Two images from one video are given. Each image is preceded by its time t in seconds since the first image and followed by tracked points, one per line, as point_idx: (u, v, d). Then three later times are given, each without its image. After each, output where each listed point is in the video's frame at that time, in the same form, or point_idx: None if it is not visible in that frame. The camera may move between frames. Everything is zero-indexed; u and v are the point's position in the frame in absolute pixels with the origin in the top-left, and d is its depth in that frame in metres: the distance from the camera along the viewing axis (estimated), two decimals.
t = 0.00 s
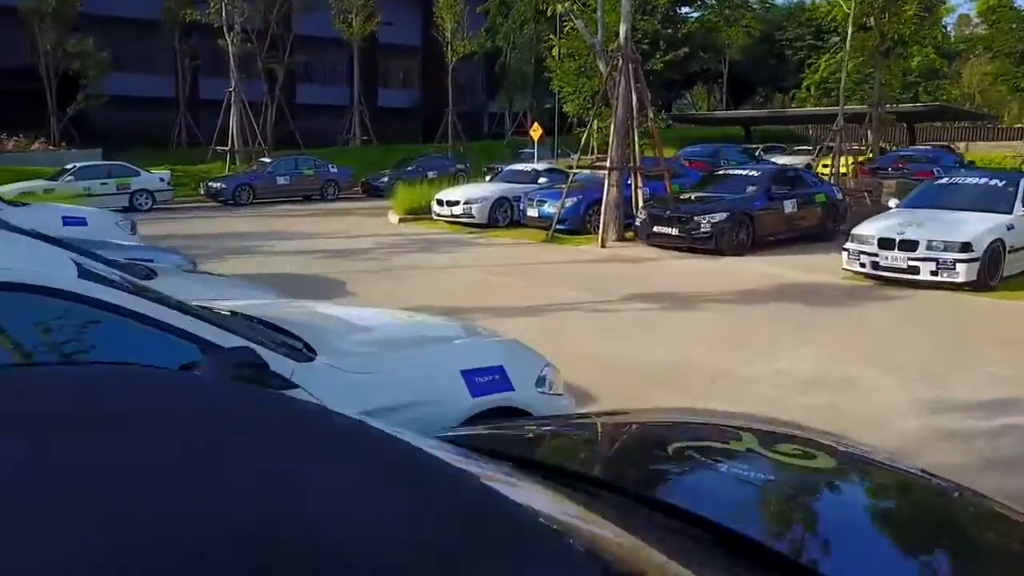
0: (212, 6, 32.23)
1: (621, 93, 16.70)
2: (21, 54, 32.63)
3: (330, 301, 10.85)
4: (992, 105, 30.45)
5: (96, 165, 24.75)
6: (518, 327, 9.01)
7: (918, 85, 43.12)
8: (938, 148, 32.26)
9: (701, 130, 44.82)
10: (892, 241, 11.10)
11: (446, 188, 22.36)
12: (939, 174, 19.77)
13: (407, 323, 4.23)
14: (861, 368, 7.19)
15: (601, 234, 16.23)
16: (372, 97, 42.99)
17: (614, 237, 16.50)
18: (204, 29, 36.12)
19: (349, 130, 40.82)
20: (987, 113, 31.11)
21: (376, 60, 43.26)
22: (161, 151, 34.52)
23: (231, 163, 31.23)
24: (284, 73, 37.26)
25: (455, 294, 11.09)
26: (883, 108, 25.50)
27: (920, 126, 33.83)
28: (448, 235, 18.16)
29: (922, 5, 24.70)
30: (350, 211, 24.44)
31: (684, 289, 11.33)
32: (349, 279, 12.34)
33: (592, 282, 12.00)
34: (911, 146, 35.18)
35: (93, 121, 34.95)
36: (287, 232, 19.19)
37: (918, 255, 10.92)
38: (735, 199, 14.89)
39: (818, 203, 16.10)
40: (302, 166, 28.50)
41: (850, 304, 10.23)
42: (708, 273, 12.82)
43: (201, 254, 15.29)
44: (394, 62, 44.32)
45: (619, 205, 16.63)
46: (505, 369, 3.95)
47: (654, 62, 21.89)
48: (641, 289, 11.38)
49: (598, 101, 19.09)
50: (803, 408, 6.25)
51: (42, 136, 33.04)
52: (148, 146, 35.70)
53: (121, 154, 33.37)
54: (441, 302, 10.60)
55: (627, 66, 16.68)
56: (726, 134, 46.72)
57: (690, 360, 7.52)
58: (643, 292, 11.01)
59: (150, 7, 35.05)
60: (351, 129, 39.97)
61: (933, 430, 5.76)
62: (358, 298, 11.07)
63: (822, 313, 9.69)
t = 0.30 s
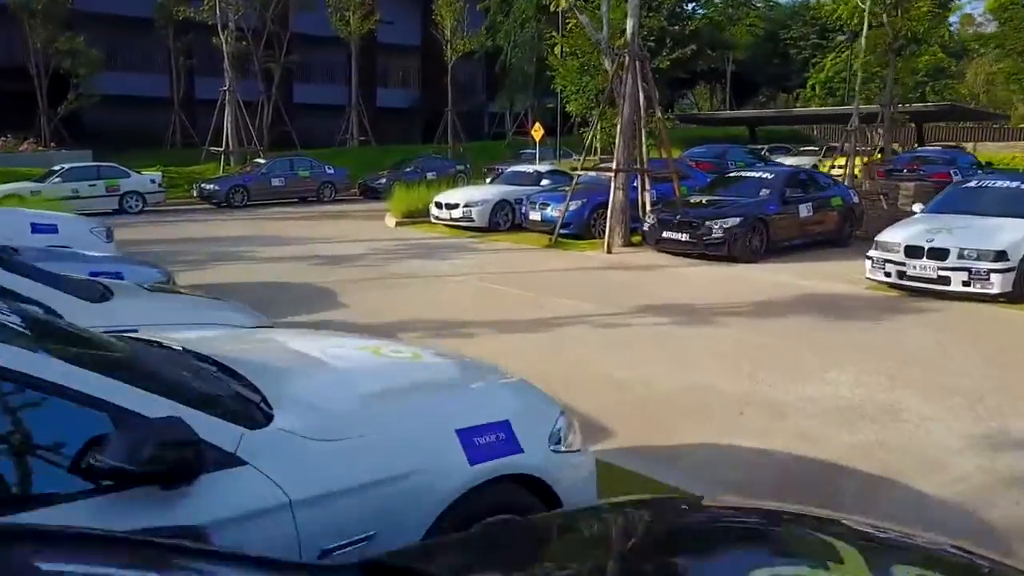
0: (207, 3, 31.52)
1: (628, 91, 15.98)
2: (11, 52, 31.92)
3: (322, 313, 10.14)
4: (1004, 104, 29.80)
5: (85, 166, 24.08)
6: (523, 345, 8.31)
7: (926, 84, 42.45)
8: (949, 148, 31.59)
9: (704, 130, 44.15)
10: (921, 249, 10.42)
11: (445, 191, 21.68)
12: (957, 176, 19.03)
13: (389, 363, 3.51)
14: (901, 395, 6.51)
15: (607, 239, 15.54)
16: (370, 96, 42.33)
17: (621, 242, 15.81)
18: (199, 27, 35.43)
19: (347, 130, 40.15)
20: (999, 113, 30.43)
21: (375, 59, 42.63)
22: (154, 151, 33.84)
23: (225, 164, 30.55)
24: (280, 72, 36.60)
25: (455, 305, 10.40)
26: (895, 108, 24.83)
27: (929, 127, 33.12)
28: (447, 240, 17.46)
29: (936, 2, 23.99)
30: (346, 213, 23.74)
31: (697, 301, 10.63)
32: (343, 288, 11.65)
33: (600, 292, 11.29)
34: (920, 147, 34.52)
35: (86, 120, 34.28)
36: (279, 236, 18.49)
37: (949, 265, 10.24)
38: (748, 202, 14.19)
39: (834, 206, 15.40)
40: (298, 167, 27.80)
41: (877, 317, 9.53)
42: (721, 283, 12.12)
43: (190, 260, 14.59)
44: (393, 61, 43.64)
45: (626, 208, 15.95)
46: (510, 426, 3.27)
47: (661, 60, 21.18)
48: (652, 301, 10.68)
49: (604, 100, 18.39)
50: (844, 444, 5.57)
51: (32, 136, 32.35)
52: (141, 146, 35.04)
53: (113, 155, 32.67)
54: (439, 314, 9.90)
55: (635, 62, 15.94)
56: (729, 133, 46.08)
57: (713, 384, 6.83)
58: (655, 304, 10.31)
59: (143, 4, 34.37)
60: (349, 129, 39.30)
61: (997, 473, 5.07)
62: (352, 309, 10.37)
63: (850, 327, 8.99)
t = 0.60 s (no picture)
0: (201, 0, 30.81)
1: (636, 91, 15.26)
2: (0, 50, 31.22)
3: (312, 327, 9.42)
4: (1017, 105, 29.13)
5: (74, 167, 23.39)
6: (528, 365, 7.59)
7: (933, 84, 41.78)
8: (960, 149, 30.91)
9: (707, 130, 43.47)
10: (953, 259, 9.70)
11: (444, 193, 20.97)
12: (975, 178, 18.34)
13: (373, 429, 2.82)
14: (955, 430, 5.79)
15: (614, 244, 14.82)
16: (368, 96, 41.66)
17: (627, 248, 15.10)
18: (193, 26, 34.74)
19: (344, 130, 39.47)
20: (1011, 113, 29.75)
21: (373, 58, 41.98)
22: (147, 152, 33.15)
23: (219, 165, 29.86)
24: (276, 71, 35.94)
25: (454, 320, 9.67)
26: (907, 108, 24.15)
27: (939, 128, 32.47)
28: (446, 245, 16.74)
29: None
30: (341, 216, 23.03)
31: (714, 314, 9.91)
32: (336, 299, 10.93)
33: (609, 304, 10.56)
34: (929, 148, 33.83)
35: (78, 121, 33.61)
36: (271, 241, 17.76)
37: (985, 276, 9.52)
38: (763, 207, 13.47)
39: (851, 211, 14.72)
40: (293, 169, 27.10)
41: (911, 333, 8.81)
42: (738, 293, 11.39)
43: (174, 268, 13.85)
44: (392, 60, 42.95)
45: (633, 212, 15.25)
46: (520, 522, 2.62)
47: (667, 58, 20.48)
48: (666, 314, 9.96)
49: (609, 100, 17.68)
50: (899, 493, 4.85)
51: (22, 136, 31.66)
52: (134, 147, 34.37)
53: (104, 156, 31.97)
54: (437, 330, 9.19)
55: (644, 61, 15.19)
56: (733, 134, 45.41)
57: (743, 415, 6.10)
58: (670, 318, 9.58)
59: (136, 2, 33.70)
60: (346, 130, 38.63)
61: None
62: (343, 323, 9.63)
63: (883, 345, 8.26)
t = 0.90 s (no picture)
0: None
1: (644, 93, 14.52)
2: None
3: (301, 347, 8.72)
4: None
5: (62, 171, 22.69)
6: (533, 392, 6.88)
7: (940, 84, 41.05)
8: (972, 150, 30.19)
9: (711, 131, 42.75)
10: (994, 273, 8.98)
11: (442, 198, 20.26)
12: (996, 183, 17.62)
13: (342, 550, 2.07)
14: None
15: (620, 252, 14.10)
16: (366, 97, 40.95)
17: (634, 256, 14.39)
18: (186, 25, 34.03)
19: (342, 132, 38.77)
20: None
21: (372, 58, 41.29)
22: (140, 154, 32.47)
23: (212, 167, 29.15)
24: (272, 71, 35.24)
25: (454, 339, 8.96)
26: (921, 109, 23.45)
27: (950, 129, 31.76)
28: (444, 253, 16.02)
29: None
30: (336, 221, 22.32)
31: (734, 332, 9.19)
32: (327, 315, 10.23)
33: (619, 320, 9.85)
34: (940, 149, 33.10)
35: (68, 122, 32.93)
36: (263, 247, 17.06)
37: None
38: (779, 214, 12.74)
39: (871, 218, 13.98)
40: (288, 171, 26.38)
41: (950, 356, 8.09)
42: (756, 307, 10.67)
43: (158, 278, 13.16)
44: (390, 60, 42.23)
45: (641, 219, 14.52)
46: None
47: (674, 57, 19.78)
48: (681, 331, 9.24)
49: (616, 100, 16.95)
50: (974, 567, 4.13)
51: (12, 138, 30.99)
52: (126, 148, 33.70)
53: (96, 158, 31.27)
54: (432, 351, 8.49)
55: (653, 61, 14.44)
56: (737, 136, 44.70)
57: (780, 462, 5.39)
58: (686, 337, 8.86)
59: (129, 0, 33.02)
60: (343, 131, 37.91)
61: None
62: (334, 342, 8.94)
63: (923, 370, 7.55)
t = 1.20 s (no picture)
0: None
1: (652, 93, 13.75)
2: None
3: (285, 368, 7.97)
4: None
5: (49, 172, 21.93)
6: (538, 425, 6.13)
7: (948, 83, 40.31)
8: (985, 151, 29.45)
9: (715, 132, 42.01)
10: None
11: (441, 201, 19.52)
12: (1018, 185, 16.88)
13: None
14: None
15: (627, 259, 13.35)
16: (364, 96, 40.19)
17: (643, 263, 13.65)
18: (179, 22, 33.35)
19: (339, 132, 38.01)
20: None
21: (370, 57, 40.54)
22: (132, 155, 31.73)
23: (205, 168, 28.41)
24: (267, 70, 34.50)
25: (452, 357, 8.22)
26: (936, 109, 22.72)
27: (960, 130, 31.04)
28: (442, 259, 15.27)
29: None
30: (331, 224, 21.59)
31: (756, 350, 8.44)
32: (316, 330, 9.49)
33: (630, 335, 9.10)
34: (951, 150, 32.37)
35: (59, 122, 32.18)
36: (253, 253, 16.32)
37: None
38: (797, 219, 12.01)
39: (892, 223, 13.26)
40: (283, 173, 25.65)
41: (997, 378, 7.35)
42: (776, 320, 9.90)
43: (139, 288, 12.43)
44: (388, 58, 41.51)
45: (649, 223, 13.79)
46: None
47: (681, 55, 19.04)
48: (698, 349, 8.50)
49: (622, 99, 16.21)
50: None
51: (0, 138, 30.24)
52: (118, 149, 32.95)
53: (87, 159, 30.54)
54: (426, 371, 7.73)
55: (664, 59, 13.67)
56: (742, 136, 43.94)
57: (827, 516, 4.64)
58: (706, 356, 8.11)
59: None
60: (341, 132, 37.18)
61: None
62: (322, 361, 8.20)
63: (972, 397, 6.79)
